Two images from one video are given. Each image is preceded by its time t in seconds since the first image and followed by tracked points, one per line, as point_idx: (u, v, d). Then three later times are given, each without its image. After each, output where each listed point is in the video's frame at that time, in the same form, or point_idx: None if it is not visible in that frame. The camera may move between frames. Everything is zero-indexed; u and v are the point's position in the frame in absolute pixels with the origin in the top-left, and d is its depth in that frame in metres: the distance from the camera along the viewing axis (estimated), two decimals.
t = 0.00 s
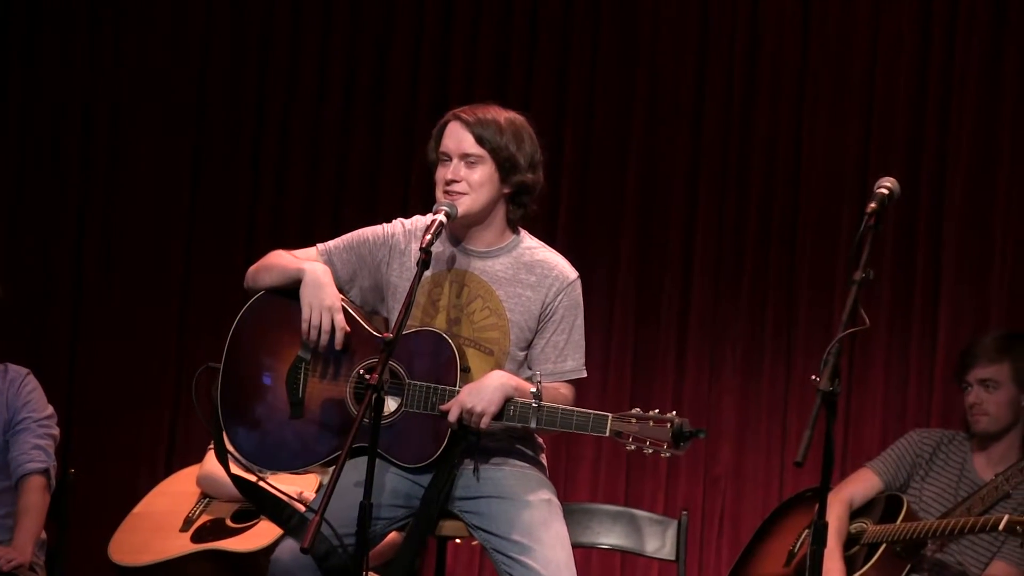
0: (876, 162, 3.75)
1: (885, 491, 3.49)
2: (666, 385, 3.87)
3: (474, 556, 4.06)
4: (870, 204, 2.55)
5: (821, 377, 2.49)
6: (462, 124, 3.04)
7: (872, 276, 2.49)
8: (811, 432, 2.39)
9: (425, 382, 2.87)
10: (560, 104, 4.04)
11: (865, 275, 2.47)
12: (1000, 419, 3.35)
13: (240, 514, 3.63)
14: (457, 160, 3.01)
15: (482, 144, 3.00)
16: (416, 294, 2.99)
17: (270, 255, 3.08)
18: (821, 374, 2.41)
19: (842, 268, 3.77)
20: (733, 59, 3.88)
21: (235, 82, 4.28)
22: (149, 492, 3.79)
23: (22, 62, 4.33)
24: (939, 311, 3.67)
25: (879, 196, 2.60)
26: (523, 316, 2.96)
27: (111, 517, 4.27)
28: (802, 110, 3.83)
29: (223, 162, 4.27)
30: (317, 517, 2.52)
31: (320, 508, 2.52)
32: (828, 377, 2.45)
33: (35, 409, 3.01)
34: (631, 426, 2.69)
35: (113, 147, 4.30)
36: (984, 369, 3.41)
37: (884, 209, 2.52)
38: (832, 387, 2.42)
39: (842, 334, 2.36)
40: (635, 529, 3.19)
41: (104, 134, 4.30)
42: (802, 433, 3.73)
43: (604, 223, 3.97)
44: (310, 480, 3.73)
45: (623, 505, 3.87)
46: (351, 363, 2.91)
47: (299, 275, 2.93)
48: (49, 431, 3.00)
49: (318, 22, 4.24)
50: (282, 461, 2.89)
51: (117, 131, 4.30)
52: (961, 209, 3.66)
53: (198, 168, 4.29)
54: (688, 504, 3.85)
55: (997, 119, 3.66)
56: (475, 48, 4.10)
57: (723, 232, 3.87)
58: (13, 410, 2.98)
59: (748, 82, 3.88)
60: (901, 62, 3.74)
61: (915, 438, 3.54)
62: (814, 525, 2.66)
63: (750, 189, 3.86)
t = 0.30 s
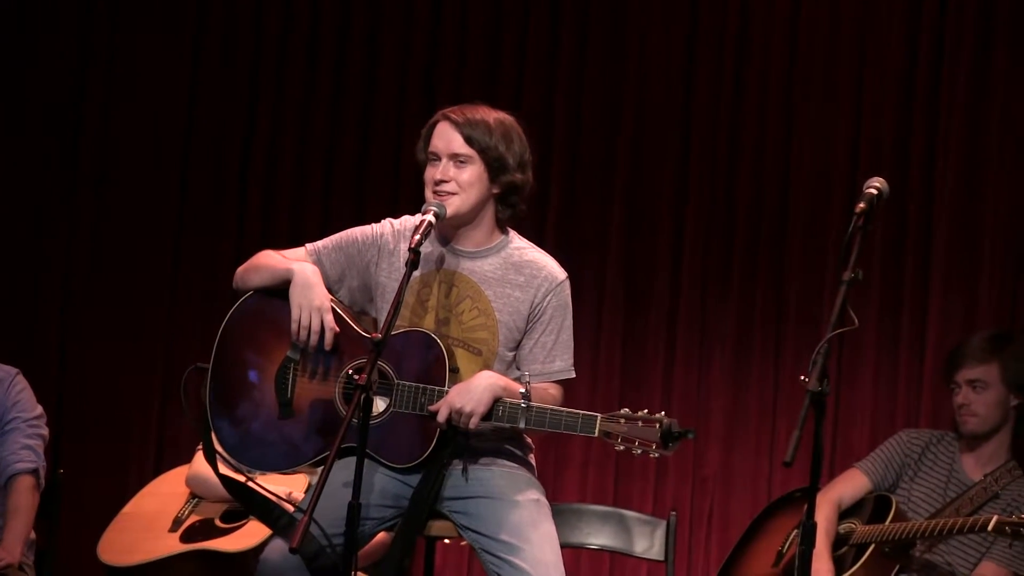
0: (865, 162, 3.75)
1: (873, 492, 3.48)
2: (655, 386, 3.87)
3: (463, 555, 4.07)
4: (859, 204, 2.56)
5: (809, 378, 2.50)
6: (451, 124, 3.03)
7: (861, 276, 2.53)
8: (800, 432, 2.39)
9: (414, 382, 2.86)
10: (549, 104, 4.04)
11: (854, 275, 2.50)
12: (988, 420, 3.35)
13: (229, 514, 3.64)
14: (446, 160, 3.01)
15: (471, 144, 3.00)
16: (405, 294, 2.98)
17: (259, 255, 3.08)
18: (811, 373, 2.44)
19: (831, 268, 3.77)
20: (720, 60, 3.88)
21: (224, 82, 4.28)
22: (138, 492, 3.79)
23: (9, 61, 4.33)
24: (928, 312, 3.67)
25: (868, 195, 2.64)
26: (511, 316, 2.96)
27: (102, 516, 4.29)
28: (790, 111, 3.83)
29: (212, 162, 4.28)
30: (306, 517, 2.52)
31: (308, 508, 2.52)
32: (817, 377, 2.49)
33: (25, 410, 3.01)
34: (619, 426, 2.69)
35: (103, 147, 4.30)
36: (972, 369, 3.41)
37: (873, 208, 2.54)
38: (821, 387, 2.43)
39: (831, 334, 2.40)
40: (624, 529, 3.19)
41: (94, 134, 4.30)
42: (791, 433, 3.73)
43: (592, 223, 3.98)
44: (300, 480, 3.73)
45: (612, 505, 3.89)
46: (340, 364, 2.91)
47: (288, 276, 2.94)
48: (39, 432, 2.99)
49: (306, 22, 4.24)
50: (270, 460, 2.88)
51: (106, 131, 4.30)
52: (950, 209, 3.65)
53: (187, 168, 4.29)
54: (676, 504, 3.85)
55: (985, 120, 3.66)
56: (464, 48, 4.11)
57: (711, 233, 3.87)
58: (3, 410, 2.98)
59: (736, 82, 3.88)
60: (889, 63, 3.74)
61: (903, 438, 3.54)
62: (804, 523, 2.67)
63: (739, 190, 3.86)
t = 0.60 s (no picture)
0: (854, 161, 3.74)
1: (861, 490, 3.48)
2: (643, 385, 3.88)
3: (452, 553, 4.08)
4: (848, 202, 2.56)
5: (798, 376, 2.49)
6: (440, 121, 3.02)
7: (849, 275, 2.52)
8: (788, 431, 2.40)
9: (402, 379, 2.86)
10: (536, 104, 4.04)
11: (843, 274, 2.49)
12: (975, 419, 3.35)
13: (217, 511, 3.63)
14: (435, 157, 2.99)
15: (460, 141, 2.99)
16: (393, 291, 2.98)
17: (247, 252, 3.07)
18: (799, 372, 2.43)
19: (820, 267, 3.76)
20: (707, 60, 3.89)
21: (212, 81, 4.28)
22: (126, 490, 3.79)
23: None
24: (917, 311, 3.68)
25: (857, 194, 2.63)
26: (500, 314, 2.96)
27: (93, 514, 4.30)
28: (777, 110, 3.83)
29: (201, 161, 4.28)
30: (294, 513, 2.52)
31: (297, 505, 2.52)
32: (805, 375, 2.48)
33: (13, 406, 2.94)
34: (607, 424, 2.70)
35: (92, 146, 4.31)
36: (959, 367, 3.41)
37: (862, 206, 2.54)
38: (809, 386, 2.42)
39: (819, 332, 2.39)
40: (611, 527, 3.19)
41: (83, 133, 4.31)
42: (779, 432, 3.73)
43: (580, 223, 3.98)
44: (288, 476, 3.73)
45: (600, 503, 3.90)
46: (328, 361, 2.90)
47: (277, 273, 2.94)
48: (27, 428, 2.93)
49: (294, 20, 4.24)
50: (258, 458, 2.88)
51: (96, 129, 4.31)
52: (939, 208, 3.66)
53: (176, 167, 4.29)
54: (664, 502, 3.87)
55: (972, 119, 3.66)
56: (452, 47, 4.12)
57: (699, 232, 3.88)
58: None
59: (723, 82, 3.88)
60: (876, 63, 3.74)
61: (892, 436, 3.54)
62: (791, 523, 2.67)
63: (727, 189, 3.86)
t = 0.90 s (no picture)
0: (845, 160, 3.74)
1: (851, 488, 3.47)
2: (634, 383, 3.89)
3: (442, 551, 4.09)
4: (839, 201, 2.58)
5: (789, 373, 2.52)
6: (429, 120, 3.01)
7: (840, 273, 2.51)
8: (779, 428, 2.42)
9: (393, 376, 2.87)
10: (527, 103, 4.05)
11: (835, 271, 2.49)
12: (957, 419, 3.36)
13: (208, 508, 3.63)
14: (424, 156, 2.99)
15: (449, 140, 2.98)
16: (384, 289, 2.98)
17: (239, 249, 3.07)
18: (789, 369, 2.45)
19: (811, 266, 3.76)
20: (698, 59, 3.89)
21: (204, 80, 4.29)
22: (116, 487, 3.78)
23: None
24: (908, 310, 3.68)
25: (848, 193, 2.63)
26: (491, 312, 2.95)
27: (84, 512, 4.31)
28: (768, 110, 3.84)
29: (192, 160, 4.29)
30: (284, 511, 2.51)
31: (288, 502, 2.52)
32: (796, 373, 2.50)
33: (4, 401, 2.76)
34: (599, 422, 2.72)
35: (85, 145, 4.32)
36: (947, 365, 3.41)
37: (853, 205, 2.57)
38: (800, 384, 2.47)
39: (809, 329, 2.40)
40: (602, 525, 3.18)
41: (76, 132, 4.32)
42: (770, 430, 3.72)
43: (571, 221, 3.99)
44: (279, 473, 3.73)
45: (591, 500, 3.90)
46: (318, 358, 2.91)
47: (269, 270, 2.93)
48: (19, 424, 2.75)
49: (285, 20, 4.25)
50: (249, 455, 2.88)
51: (88, 129, 4.32)
52: (930, 208, 3.66)
53: (169, 165, 4.30)
54: (655, 501, 3.87)
55: (962, 118, 3.66)
56: (443, 46, 4.12)
57: (691, 231, 3.88)
58: None
59: (714, 81, 3.88)
60: (866, 61, 3.73)
61: (883, 435, 3.53)
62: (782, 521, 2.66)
63: (718, 187, 3.86)
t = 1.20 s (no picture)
0: (842, 160, 3.74)
1: (847, 487, 3.48)
2: (630, 382, 3.89)
3: (438, 550, 4.09)
4: (835, 200, 2.58)
5: (786, 373, 2.52)
6: (423, 120, 3.02)
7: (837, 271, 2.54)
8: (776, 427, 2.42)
9: (390, 375, 2.86)
10: (524, 103, 4.05)
11: (831, 270, 2.52)
12: (952, 418, 3.37)
13: (205, 507, 3.63)
14: (419, 156, 2.99)
15: (443, 140, 2.99)
16: (381, 288, 2.98)
17: (237, 247, 3.07)
18: (786, 369, 2.47)
19: (808, 265, 3.76)
20: (694, 59, 3.89)
21: (200, 79, 4.29)
22: (112, 487, 3.78)
23: None
24: (905, 311, 3.68)
25: (844, 192, 2.63)
26: (487, 311, 2.96)
27: (80, 511, 4.31)
28: (765, 109, 3.84)
29: (188, 159, 4.29)
30: (281, 510, 2.51)
31: (284, 500, 2.52)
32: (792, 372, 2.51)
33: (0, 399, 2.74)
34: (596, 422, 2.72)
35: (81, 145, 4.32)
36: (941, 366, 3.42)
37: (850, 205, 2.57)
38: (797, 383, 2.47)
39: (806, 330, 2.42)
40: (599, 525, 3.18)
41: (72, 132, 4.32)
42: (767, 429, 3.73)
43: (567, 221, 3.99)
44: (275, 472, 3.73)
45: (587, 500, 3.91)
46: (315, 358, 2.91)
47: (265, 268, 2.93)
48: (14, 422, 2.73)
49: (281, 19, 4.25)
50: (245, 454, 2.88)
51: (84, 129, 4.32)
52: (927, 208, 3.66)
53: (165, 165, 4.30)
54: (651, 500, 3.88)
55: (959, 118, 3.66)
56: (439, 46, 4.12)
57: (687, 230, 3.88)
58: None
59: (710, 80, 3.88)
60: (862, 61, 3.74)
61: (879, 434, 3.53)
62: (778, 520, 2.66)
63: (715, 187, 3.86)
